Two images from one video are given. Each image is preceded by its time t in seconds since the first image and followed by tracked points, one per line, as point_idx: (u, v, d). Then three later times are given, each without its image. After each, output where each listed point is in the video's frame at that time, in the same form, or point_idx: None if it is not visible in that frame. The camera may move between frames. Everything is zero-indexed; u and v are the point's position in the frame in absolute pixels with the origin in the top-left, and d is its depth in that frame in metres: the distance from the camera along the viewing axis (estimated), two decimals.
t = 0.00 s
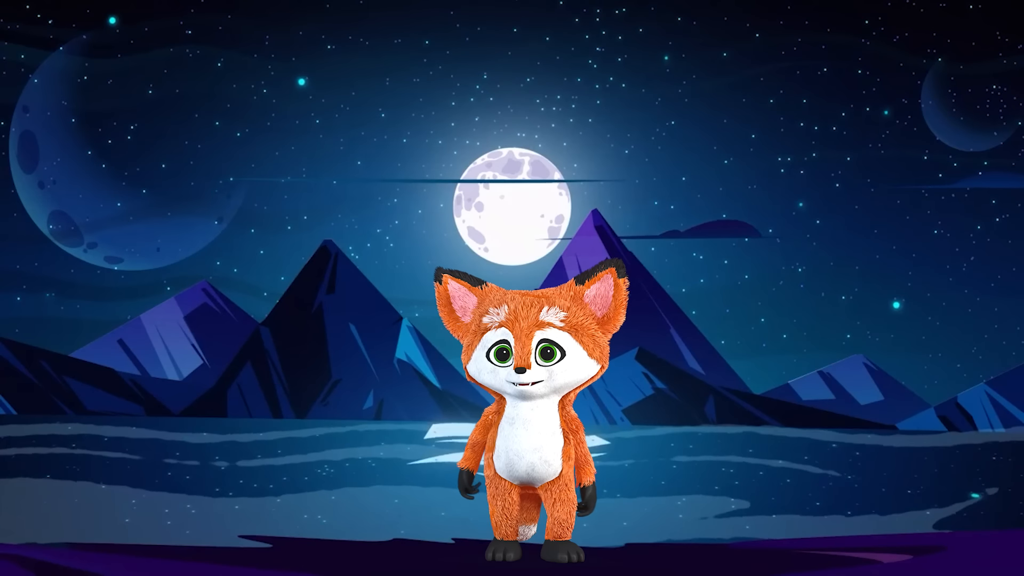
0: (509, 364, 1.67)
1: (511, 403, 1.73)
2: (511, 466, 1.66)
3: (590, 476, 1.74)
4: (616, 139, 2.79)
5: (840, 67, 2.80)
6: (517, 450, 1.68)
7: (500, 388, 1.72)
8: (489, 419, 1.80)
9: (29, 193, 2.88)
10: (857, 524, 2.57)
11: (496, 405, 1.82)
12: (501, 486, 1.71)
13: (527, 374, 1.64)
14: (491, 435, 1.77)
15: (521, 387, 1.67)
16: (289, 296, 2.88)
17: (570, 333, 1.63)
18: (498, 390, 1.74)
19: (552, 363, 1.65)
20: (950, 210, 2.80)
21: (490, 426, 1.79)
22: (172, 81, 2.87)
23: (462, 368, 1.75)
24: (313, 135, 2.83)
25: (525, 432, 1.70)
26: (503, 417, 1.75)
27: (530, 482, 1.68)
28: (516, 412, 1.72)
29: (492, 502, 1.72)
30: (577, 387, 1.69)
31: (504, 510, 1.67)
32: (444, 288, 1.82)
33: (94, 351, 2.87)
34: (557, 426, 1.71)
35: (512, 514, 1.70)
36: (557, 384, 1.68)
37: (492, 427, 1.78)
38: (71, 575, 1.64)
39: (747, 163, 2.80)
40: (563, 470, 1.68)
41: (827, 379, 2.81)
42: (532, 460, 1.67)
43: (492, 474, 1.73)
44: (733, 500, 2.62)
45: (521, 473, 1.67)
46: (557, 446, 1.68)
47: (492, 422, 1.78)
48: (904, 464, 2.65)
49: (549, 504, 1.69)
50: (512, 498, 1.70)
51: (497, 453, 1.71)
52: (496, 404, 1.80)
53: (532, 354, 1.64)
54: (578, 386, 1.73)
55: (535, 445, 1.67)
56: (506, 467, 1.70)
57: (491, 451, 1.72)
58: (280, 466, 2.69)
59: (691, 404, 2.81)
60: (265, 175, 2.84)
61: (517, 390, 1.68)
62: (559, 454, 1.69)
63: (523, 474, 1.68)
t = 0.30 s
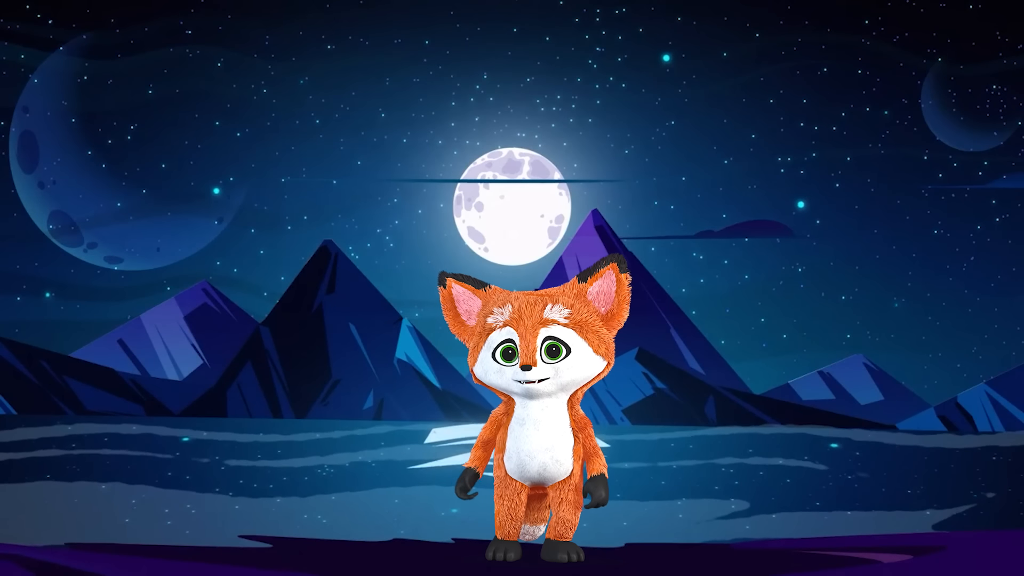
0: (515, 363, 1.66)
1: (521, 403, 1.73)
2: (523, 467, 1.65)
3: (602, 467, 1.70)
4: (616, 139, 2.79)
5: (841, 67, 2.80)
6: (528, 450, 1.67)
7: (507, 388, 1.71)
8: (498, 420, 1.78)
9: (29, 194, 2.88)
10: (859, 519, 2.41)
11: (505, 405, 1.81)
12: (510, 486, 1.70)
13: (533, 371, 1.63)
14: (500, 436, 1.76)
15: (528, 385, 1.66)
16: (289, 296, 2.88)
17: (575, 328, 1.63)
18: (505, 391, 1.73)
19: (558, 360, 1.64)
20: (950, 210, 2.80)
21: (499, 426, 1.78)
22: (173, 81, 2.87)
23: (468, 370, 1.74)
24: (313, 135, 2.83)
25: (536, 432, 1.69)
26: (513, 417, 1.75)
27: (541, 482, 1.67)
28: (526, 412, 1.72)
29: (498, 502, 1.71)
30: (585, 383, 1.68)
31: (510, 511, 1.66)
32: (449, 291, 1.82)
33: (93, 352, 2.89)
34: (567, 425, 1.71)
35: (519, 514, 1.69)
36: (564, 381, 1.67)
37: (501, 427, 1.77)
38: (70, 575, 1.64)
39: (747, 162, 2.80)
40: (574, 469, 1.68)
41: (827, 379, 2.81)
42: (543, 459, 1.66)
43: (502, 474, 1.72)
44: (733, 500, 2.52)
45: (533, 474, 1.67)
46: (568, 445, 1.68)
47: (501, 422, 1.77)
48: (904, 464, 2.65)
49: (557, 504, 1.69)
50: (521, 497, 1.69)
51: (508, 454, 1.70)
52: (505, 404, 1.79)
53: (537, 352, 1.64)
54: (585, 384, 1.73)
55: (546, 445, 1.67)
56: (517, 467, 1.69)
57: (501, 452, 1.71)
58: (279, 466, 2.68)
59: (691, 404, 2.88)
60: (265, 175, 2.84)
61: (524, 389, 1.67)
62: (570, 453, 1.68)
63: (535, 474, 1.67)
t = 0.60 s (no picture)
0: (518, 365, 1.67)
1: (526, 403, 1.73)
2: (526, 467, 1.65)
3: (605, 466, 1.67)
4: (616, 139, 2.79)
5: (841, 67, 2.80)
6: (532, 450, 1.67)
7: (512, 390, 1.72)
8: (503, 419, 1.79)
9: (29, 193, 2.88)
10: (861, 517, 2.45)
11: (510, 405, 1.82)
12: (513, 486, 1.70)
13: (537, 370, 1.64)
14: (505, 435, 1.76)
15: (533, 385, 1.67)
16: (288, 296, 2.86)
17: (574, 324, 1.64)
18: (510, 394, 1.74)
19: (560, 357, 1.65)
20: (950, 209, 2.80)
21: (504, 426, 1.78)
22: (173, 82, 2.87)
23: (472, 376, 1.75)
24: (313, 135, 2.83)
25: (540, 432, 1.69)
26: (518, 417, 1.75)
27: (545, 482, 1.67)
28: (531, 412, 1.72)
29: (501, 501, 1.70)
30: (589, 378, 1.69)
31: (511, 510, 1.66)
32: (446, 300, 1.83)
33: (93, 352, 2.89)
34: (571, 425, 1.70)
35: (520, 514, 1.68)
36: (568, 377, 1.68)
37: (506, 427, 1.77)
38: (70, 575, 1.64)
39: (747, 162, 2.80)
40: (578, 469, 1.67)
41: (827, 379, 2.80)
42: (547, 460, 1.66)
43: (505, 474, 1.72)
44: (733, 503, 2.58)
45: (536, 474, 1.67)
46: (572, 445, 1.67)
47: (506, 421, 1.77)
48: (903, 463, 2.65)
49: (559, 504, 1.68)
50: (523, 497, 1.69)
51: (512, 454, 1.70)
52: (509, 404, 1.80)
53: (539, 350, 1.64)
54: (589, 378, 1.74)
55: (550, 445, 1.66)
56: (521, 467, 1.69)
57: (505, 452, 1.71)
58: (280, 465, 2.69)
59: (691, 404, 2.84)
60: (265, 175, 2.84)
61: (529, 390, 1.68)
62: (574, 453, 1.68)
63: (538, 474, 1.67)
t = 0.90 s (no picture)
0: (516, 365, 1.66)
1: (520, 403, 1.73)
2: (518, 466, 1.66)
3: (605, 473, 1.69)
4: (616, 139, 2.79)
5: (841, 67, 2.80)
6: (524, 450, 1.67)
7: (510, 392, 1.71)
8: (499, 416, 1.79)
9: (29, 193, 2.88)
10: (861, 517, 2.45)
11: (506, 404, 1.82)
12: (508, 486, 1.71)
13: (536, 370, 1.64)
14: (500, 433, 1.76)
15: (531, 385, 1.66)
16: (288, 296, 2.88)
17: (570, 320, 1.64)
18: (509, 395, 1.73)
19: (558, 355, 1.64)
20: (950, 209, 2.80)
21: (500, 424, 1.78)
22: (173, 81, 2.87)
23: (470, 381, 1.74)
24: (313, 135, 2.83)
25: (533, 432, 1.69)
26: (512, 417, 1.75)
27: (537, 483, 1.67)
28: (524, 412, 1.72)
29: (497, 500, 1.71)
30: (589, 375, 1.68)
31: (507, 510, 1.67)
32: (440, 306, 1.82)
33: (94, 352, 2.91)
34: (565, 426, 1.70)
35: (513, 514, 1.70)
36: (567, 376, 1.68)
37: (501, 425, 1.77)
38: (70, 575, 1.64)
39: (747, 162, 2.80)
40: (570, 470, 1.67)
41: (827, 379, 2.82)
42: (538, 460, 1.66)
43: (500, 473, 1.73)
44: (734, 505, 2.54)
45: (528, 474, 1.67)
46: (565, 446, 1.67)
47: (501, 420, 1.77)
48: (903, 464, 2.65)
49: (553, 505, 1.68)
50: (518, 497, 1.70)
51: (505, 453, 1.71)
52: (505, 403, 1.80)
53: (536, 349, 1.64)
54: (587, 378, 1.73)
55: (542, 445, 1.66)
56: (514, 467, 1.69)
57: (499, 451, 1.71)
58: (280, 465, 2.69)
59: (692, 405, 2.87)
60: (265, 175, 2.84)
61: (527, 391, 1.68)
62: (567, 455, 1.68)
63: (530, 474, 1.67)
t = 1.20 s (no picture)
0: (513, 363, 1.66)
1: (511, 403, 1.74)
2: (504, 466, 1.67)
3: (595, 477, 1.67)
4: (616, 139, 2.79)
5: (841, 68, 2.80)
6: (510, 450, 1.68)
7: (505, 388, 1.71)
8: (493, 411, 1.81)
9: (29, 194, 2.88)
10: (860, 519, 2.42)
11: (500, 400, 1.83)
12: (498, 485, 1.72)
13: (531, 372, 1.63)
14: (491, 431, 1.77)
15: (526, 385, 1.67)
16: (288, 296, 2.87)
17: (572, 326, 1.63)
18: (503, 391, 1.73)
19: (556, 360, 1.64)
20: (950, 209, 2.80)
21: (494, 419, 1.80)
22: (173, 81, 2.87)
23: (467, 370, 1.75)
24: (313, 135, 2.83)
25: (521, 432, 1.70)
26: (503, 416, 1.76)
27: (524, 483, 1.68)
28: (514, 412, 1.73)
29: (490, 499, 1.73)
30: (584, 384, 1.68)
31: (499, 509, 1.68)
32: (447, 291, 1.82)
33: (94, 352, 2.90)
34: (553, 427, 1.70)
35: (509, 512, 1.71)
36: (562, 381, 1.67)
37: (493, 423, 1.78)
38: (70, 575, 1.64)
39: (747, 162, 2.80)
40: (556, 472, 1.66)
41: (827, 379, 2.83)
42: (524, 460, 1.66)
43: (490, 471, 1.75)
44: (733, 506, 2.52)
45: (515, 473, 1.68)
46: (552, 447, 1.67)
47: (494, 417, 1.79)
48: (903, 464, 2.65)
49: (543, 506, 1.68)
50: (509, 496, 1.71)
51: (494, 452, 1.72)
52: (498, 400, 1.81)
53: (535, 351, 1.64)
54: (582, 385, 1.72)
55: (528, 446, 1.67)
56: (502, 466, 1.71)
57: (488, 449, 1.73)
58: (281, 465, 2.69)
59: (691, 405, 2.87)
60: (265, 175, 2.84)
61: (520, 391, 1.68)
62: (554, 456, 1.67)
63: (517, 474, 1.68)
